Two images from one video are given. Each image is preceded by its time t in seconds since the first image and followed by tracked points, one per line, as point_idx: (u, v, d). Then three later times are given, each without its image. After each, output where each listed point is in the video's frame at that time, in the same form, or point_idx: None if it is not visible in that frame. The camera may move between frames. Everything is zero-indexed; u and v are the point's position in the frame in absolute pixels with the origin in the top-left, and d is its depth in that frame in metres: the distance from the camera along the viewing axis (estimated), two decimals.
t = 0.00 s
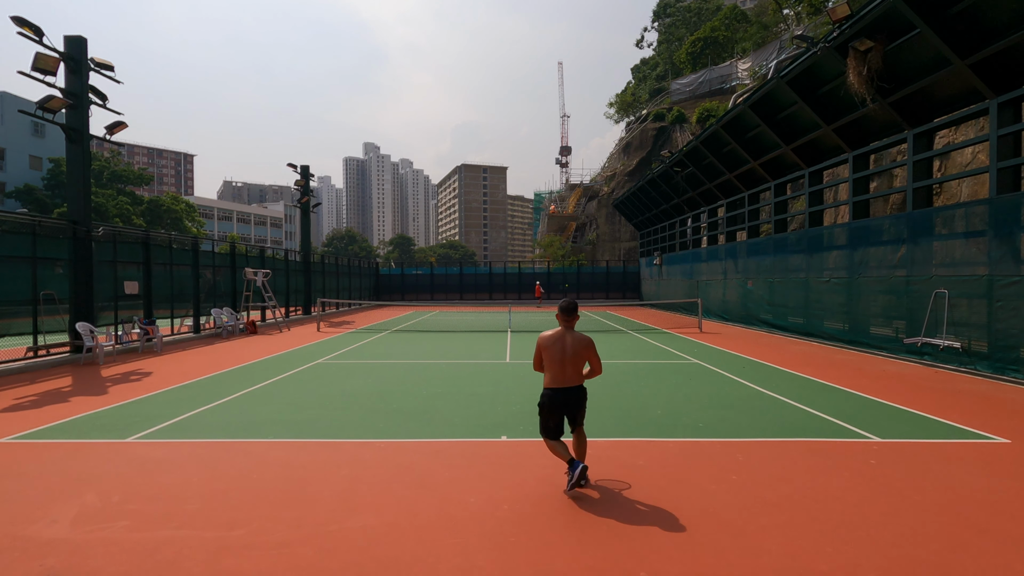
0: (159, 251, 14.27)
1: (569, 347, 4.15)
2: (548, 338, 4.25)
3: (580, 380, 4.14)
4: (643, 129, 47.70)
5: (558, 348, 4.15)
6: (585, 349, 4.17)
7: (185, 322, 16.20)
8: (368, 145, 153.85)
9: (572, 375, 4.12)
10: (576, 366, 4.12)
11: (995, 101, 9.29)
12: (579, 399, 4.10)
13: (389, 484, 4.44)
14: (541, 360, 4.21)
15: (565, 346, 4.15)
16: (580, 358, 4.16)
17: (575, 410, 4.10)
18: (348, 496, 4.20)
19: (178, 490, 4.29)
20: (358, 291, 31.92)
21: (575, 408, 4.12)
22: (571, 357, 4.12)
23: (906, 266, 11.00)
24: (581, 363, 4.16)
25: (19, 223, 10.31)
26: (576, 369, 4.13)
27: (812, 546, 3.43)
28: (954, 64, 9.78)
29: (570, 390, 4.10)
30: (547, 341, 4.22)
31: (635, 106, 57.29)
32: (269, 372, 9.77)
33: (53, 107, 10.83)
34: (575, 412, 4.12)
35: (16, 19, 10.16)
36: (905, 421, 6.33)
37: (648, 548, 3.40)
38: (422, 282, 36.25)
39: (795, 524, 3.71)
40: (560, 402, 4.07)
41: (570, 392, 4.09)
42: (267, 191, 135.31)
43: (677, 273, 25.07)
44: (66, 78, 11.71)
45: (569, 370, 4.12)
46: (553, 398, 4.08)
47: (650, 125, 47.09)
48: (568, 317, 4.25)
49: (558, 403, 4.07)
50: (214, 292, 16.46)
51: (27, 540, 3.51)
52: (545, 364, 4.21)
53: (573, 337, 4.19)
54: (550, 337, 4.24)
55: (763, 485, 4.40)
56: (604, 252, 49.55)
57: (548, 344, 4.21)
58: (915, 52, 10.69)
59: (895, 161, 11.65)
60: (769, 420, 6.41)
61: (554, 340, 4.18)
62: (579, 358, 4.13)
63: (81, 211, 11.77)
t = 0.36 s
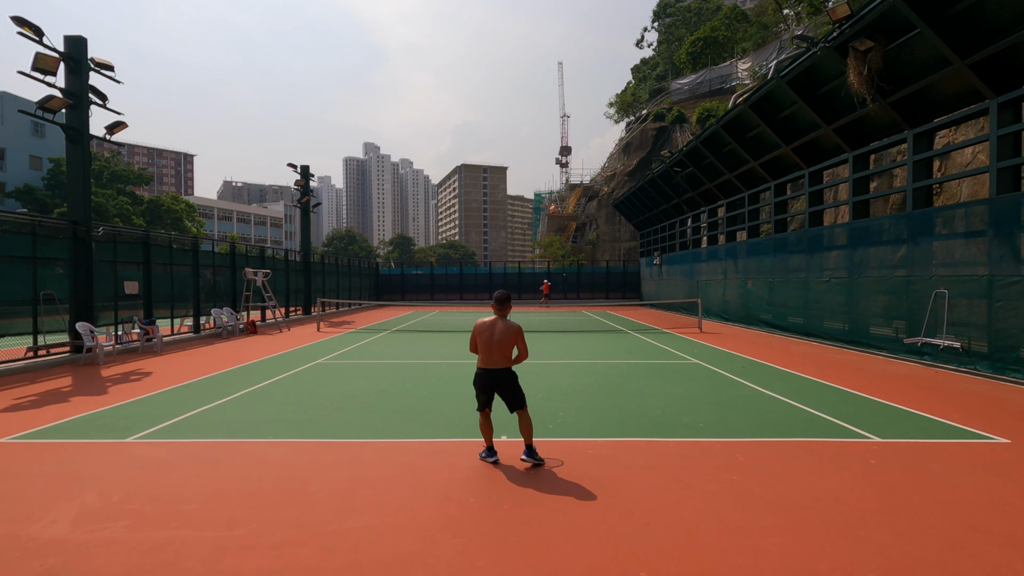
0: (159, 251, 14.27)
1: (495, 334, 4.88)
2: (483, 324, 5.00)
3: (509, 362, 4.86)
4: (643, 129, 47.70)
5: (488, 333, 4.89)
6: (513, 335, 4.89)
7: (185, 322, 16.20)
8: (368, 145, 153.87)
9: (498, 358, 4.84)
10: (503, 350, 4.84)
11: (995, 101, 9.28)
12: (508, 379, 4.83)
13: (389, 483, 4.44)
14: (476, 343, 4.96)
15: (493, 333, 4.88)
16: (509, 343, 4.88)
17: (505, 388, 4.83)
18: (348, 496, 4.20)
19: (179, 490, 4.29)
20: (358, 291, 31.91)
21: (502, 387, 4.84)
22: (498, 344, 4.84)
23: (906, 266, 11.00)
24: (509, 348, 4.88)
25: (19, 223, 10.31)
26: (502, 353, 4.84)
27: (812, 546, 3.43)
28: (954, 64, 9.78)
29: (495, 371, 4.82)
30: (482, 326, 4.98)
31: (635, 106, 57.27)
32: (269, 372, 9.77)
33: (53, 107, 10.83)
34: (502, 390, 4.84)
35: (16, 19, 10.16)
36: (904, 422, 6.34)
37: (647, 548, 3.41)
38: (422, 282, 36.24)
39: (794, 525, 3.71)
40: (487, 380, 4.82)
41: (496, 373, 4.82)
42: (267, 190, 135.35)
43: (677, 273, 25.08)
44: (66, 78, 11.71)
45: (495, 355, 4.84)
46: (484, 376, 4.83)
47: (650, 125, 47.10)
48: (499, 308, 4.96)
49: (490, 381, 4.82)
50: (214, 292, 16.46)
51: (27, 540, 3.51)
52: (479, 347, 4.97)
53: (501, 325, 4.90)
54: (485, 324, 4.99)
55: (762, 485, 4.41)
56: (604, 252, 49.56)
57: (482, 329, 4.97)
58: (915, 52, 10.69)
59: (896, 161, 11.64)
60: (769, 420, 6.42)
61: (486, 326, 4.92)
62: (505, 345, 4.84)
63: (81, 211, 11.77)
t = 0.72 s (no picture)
0: (159, 251, 14.27)
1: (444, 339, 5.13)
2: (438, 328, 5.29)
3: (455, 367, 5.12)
4: (643, 129, 47.68)
5: (437, 337, 5.16)
6: (462, 342, 5.13)
7: (185, 322, 16.21)
8: (369, 145, 153.92)
9: (444, 361, 5.10)
10: (449, 355, 5.10)
11: (995, 101, 9.29)
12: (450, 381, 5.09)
13: (389, 483, 4.45)
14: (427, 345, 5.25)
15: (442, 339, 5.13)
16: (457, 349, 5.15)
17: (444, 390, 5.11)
18: (348, 496, 4.20)
19: (179, 490, 4.29)
20: (358, 291, 31.91)
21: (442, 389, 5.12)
22: (448, 350, 5.10)
23: (906, 266, 11.00)
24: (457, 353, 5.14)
25: (19, 223, 10.31)
26: (449, 357, 5.11)
27: (811, 545, 3.43)
28: (954, 64, 9.77)
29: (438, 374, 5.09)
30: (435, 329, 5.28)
31: (634, 106, 57.29)
32: (268, 372, 9.77)
33: (53, 107, 10.83)
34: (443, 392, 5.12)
35: (16, 19, 10.16)
36: (904, 421, 6.34)
37: (647, 547, 3.41)
38: (421, 282, 36.25)
39: (794, 524, 3.71)
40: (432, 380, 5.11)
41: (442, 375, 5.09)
42: (267, 191, 135.41)
43: (677, 273, 25.08)
44: (66, 78, 11.70)
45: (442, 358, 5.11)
46: (427, 377, 5.15)
47: (650, 125, 47.10)
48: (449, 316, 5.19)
49: (432, 382, 5.10)
50: (214, 292, 16.46)
51: (27, 540, 3.51)
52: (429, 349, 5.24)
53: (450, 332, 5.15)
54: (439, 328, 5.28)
55: (762, 484, 4.41)
56: (604, 252, 49.59)
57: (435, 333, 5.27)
58: (915, 52, 10.70)
59: (895, 161, 11.65)
60: (768, 419, 6.42)
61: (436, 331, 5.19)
62: (452, 351, 5.11)
63: (82, 211, 11.76)
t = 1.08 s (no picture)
0: (159, 251, 14.26)
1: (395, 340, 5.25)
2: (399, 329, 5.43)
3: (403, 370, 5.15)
4: (643, 129, 47.61)
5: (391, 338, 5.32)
6: (411, 345, 5.18)
7: (185, 322, 16.19)
8: (369, 145, 153.93)
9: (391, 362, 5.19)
10: (396, 357, 5.17)
11: (995, 101, 9.29)
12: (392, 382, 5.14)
13: (389, 483, 4.45)
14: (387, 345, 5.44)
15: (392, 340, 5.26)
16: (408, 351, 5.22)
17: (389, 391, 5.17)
18: (348, 496, 4.20)
19: (179, 490, 4.29)
20: (358, 291, 31.89)
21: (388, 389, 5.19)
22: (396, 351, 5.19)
23: (906, 265, 11.00)
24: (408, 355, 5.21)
25: (19, 223, 10.31)
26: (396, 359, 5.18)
27: (811, 545, 3.43)
28: (954, 64, 9.78)
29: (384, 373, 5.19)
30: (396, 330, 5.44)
31: (634, 106, 57.28)
32: (268, 372, 9.76)
33: (53, 107, 10.82)
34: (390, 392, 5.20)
35: (16, 19, 10.15)
36: (904, 422, 6.33)
37: (647, 547, 3.41)
38: (421, 282, 36.23)
39: (794, 524, 3.71)
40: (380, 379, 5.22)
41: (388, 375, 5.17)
42: (267, 190, 135.43)
43: (677, 273, 25.07)
44: (65, 78, 11.69)
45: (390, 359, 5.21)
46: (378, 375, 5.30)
47: (650, 125, 47.08)
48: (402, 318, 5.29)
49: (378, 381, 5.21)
50: (214, 292, 16.45)
51: (28, 539, 3.51)
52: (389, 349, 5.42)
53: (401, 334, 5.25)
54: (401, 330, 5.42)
55: (762, 485, 4.41)
56: (604, 252, 49.57)
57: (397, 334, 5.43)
58: (915, 52, 10.70)
59: (896, 161, 11.65)
60: (768, 419, 6.43)
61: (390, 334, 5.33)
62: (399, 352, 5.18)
63: (81, 211, 11.75)
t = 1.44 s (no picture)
0: (159, 251, 14.27)
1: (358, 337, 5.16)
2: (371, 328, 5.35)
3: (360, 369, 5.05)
4: (643, 129, 47.64)
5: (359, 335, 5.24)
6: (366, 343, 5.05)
7: (185, 322, 16.19)
8: (369, 145, 153.98)
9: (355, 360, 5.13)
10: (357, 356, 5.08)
11: (995, 101, 9.29)
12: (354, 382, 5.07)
13: (388, 484, 4.44)
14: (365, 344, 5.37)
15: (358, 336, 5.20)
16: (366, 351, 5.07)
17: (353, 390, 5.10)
18: (348, 496, 4.20)
19: (179, 490, 4.29)
20: (358, 291, 31.91)
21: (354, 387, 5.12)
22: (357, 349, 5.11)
23: (906, 266, 11.00)
24: (367, 355, 5.06)
25: (19, 223, 10.30)
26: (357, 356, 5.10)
27: (811, 545, 3.43)
28: (954, 64, 9.78)
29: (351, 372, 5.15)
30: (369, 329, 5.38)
31: (634, 106, 57.28)
32: (268, 372, 9.76)
33: (53, 107, 10.83)
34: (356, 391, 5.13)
35: (16, 19, 10.15)
36: (904, 421, 6.34)
37: (646, 547, 3.41)
38: (421, 282, 36.24)
39: (794, 524, 3.71)
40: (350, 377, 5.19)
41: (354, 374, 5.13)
42: (267, 190, 135.46)
43: (677, 273, 25.08)
44: (65, 78, 11.68)
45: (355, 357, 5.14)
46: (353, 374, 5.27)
47: (650, 125, 47.08)
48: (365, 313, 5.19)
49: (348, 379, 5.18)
50: (214, 292, 16.46)
51: (27, 539, 3.51)
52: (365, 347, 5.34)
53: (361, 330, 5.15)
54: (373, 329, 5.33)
55: (761, 485, 4.41)
56: (604, 252, 49.57)
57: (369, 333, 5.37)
58: (915, 52, 10.70)
59: (895, 161, 11.65)
60: (768, 419, 6.42)
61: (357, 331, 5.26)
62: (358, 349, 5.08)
63: (81, 211, 11.76)
